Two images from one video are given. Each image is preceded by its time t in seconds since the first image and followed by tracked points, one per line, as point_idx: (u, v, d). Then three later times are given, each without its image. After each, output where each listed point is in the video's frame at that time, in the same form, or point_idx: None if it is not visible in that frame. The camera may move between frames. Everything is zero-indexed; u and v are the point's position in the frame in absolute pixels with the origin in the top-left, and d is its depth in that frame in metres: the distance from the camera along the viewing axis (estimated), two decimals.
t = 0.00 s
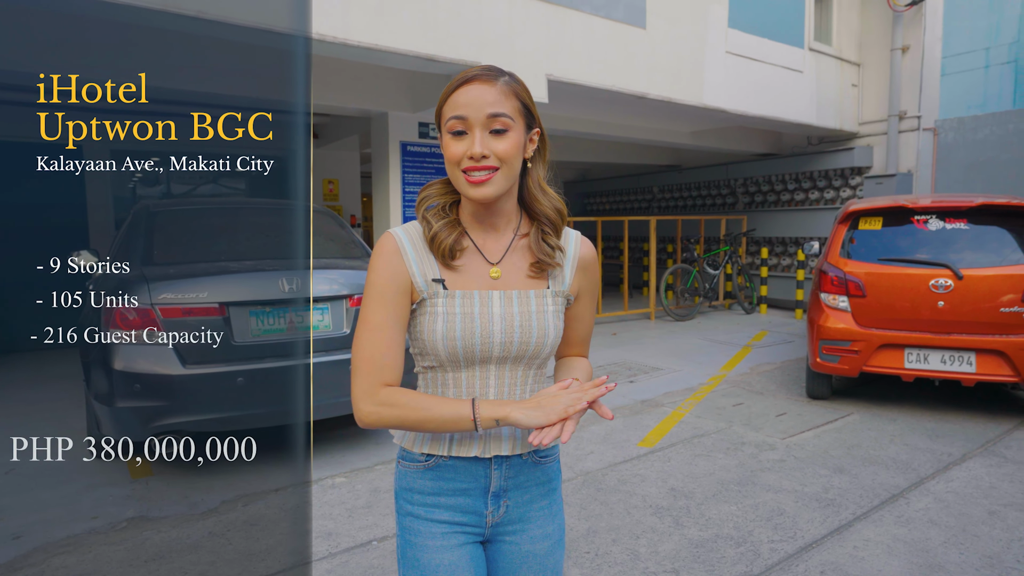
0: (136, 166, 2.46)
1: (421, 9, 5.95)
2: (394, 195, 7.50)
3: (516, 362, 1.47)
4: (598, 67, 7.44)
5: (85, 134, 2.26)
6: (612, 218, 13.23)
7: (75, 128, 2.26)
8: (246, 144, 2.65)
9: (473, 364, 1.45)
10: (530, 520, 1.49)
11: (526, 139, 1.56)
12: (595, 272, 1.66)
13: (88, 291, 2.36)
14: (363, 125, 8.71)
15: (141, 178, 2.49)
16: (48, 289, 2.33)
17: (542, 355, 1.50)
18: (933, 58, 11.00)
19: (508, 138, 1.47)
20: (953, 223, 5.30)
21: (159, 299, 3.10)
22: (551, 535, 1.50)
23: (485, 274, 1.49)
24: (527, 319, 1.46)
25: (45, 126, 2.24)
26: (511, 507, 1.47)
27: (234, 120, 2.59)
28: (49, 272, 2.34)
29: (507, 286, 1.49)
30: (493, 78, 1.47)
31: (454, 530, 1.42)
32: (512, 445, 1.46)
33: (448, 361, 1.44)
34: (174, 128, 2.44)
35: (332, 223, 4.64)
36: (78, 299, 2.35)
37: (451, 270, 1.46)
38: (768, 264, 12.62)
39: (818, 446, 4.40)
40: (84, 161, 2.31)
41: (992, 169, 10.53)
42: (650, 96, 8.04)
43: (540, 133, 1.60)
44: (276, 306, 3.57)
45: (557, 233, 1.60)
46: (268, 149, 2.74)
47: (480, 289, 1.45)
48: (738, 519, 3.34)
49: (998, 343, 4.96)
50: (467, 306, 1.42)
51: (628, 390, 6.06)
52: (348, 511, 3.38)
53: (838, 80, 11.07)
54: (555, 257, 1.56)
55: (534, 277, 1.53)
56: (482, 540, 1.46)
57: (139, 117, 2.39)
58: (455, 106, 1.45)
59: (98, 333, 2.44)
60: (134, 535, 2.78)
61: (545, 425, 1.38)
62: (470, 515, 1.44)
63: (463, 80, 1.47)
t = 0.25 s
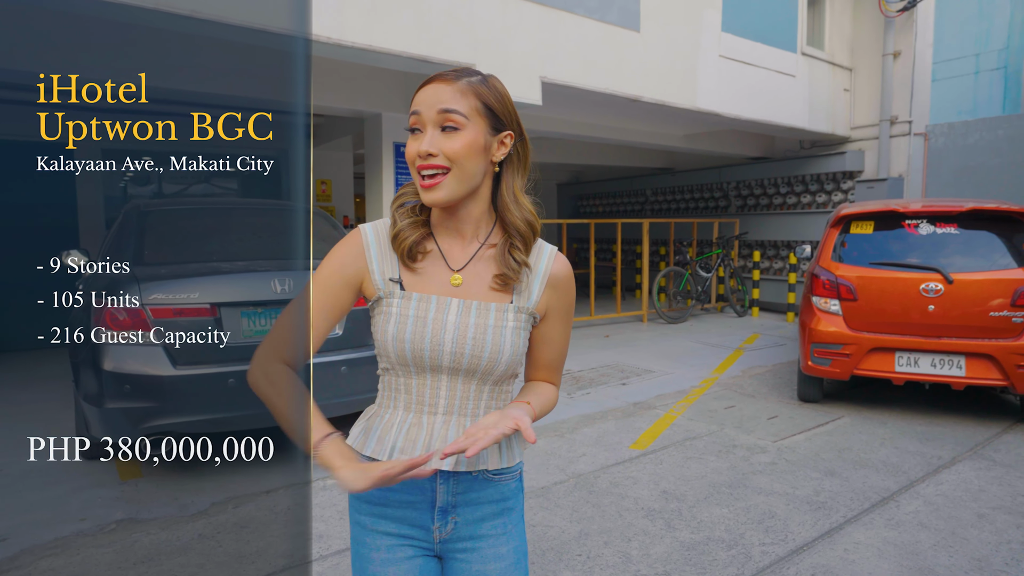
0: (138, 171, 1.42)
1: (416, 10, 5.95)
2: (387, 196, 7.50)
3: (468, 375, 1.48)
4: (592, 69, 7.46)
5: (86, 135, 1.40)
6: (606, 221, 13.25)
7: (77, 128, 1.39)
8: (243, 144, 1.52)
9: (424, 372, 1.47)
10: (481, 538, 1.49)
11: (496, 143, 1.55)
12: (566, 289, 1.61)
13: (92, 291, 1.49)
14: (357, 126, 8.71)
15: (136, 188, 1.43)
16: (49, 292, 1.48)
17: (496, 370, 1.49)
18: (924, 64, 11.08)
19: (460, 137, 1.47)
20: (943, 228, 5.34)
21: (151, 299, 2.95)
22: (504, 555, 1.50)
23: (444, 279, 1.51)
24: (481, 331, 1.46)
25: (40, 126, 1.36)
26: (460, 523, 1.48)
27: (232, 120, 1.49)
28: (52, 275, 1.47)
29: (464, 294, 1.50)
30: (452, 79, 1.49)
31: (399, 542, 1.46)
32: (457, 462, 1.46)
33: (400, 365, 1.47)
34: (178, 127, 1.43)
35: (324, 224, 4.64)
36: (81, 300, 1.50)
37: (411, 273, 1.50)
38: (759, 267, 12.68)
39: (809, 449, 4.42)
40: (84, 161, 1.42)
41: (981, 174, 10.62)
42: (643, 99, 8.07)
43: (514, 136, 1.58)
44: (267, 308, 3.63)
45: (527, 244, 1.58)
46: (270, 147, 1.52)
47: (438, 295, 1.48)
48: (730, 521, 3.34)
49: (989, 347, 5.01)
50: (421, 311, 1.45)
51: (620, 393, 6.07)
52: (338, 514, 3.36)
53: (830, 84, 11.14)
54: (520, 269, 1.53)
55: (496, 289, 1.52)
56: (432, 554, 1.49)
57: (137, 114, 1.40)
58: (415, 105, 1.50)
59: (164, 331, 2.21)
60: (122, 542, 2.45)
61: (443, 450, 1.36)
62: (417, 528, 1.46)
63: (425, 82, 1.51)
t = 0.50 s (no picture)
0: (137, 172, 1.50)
1: (412, 10, 5.94)
2: (383, 195, 7.49)
3: (433, 377, 1.47)
4: (589, 71, 7.46)
5: (87, 135, 1.46)
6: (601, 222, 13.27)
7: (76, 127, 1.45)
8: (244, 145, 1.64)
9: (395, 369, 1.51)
10: (443, 549, 1.47)
11: (468, 139, 1.49)
12: (550, 296, 1.49)
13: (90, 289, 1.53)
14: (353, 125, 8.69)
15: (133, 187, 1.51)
16: (49, 292, 1.49)
17: (457, 376, 1.45)
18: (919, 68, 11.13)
19: (424, 135, 1.47)
20: (937, 231, 5.36)
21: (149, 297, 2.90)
22: (466, 570, 1.47)
23: (422, 279, 1.53)
24: (443, 333, 1.45)
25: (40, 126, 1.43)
26: (422, 530, 1.47)
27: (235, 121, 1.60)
28: (49, 275, 1.47)
29: (436, 294, 1.50)
30: (421, 79, 1.49)
31: (366, 537, 1.51)
32: (414, 466, 1.46)
33: (377, 360, 1.53)
34: (177, 128, 1.54)
35: (320, 223, 4.62)
36: (80, 300, 1.53)
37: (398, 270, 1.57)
38: (754, 269, 12.71)
39: (803, 450, 4.43)
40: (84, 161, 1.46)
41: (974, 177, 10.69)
42: (639, 100, 8.08)
43: (491, 130, 1.50)
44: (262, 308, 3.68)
45: (500, 245, 1.50)
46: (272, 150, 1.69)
47: (414, 293, 1.50)
48: (724, 523, 3.34)
49: (982, 349, 5.04)
50: (394, 306, 1.50)
51: (614, 394, 6.07)
52: (332, 514, 3.35)
53: (825, 87, 11.18)
54: (488, 271, 1.47)
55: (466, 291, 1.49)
56: (400, 556, 1.51)
57: (137, 114, 1.49)
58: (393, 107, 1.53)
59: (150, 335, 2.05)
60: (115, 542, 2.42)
61: (358, 451, 1.36)
62: (383, 526, 1.50)
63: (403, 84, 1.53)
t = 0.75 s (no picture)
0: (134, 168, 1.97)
1: (412, 10, 5.93)
2: (383, 195, 7.47)
3: (415, 379, 1.46)
4: (590, 71, 7.47)
5: (85, 134, 1.91)
6: (600, 223, 13.25)
7: (75, 127, 1.91)
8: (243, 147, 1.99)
9: (384, 367, 1.52)
10: (421, 552, 1.46)
11: (468, 149, 1.46)
12: (534, 303, 1.41)
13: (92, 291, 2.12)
14: (352, 125, 8.68)
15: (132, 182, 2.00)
16: (51, 291, 2.01)
17: (433, 380, 1.43)
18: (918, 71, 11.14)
19: (425, 148, 1.42)
20: (937, 234, 5.36)
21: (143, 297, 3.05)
22: None
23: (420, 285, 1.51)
24: (423, 335, 1.44)
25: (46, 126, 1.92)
26: (402, 530, 1.47)
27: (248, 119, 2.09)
28: (49, 272, 2.03)
29: (430, 298, 1.49)
30: (416, 88, 1.44)
31: (354, 529, 1.54)
32: (393, 466, 1.45)
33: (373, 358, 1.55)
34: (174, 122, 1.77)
35: (319, 222, 4.62)
36: (80, 298, 2.07)
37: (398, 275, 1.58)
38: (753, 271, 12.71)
39: (802, 452, 4.43)
40: (84, 161, 1.97)
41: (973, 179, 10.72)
42: (640, 101, 8.08)
43: (490, 137, 1.48)
44: (261, 306, 3.64)
45: (495, 251, 1.46)
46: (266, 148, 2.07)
47: (406, 295, 1.51)
48: (723, 525, 3.34)
49: (981, 352, 5.04)
50: (387, 306, 1.52)
51: (613, 395, 6.07)
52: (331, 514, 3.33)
53: (825, 89, 11.17)
54: (484, 276, 1.44)
55: (460, 296, 1.46)
56: (385, 553, 1.52)
57: (137, 113, 1.96)
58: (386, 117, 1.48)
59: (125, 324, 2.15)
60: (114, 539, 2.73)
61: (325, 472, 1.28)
62: (368, 522, 1.51)
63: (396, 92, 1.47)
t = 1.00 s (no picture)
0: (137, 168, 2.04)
1: (418, 9, 5.93)
2: (388, 194, 7.47)
3: (420, 393, 1.45)
4: (595, 71, 7.45)
5: (85, 135, 1.89)
6: (605, 223, 13.22)
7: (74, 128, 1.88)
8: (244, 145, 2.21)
9: (387, 381, 1.50)
10: (427, 556, 1.45)
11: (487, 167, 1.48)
12: (546, 321, 1.42)
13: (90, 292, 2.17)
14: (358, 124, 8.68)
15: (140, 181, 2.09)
16: (50, 292, 2.03)
17: (440, 395, 1.42)
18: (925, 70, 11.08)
19: (454, 171, 1.41)
20: (944, 234, 5.33)
21: (147, 295, 3.14)
22: None
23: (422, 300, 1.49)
24: (429, 351, 1.42)
25: (45, 126, 1.91)
26: (407, 535, 1.46)
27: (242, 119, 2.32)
28: (49, 273, 2.04)
29: (436, 314, 1.47)
30: (445, 106, 1.41)
31: (357, 534, 1.52)
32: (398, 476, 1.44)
33: (374, 371, 1.53)
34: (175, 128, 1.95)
35: (324, 221, 4.62)
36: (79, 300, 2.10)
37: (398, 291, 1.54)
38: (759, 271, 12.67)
39: (808, 453, 4.41)
40: (84, 161, 1.97)
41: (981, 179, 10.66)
42: (645, 101, 8.06)
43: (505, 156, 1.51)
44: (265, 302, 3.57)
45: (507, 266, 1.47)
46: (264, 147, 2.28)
47: (408, 309, 1.49)
48: (729, 525, 3.33)
49: (989, 353, 5.01)
50: (388, 322, 1.49)
51: (618, 395, 6.05)
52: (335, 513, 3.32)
53: (831, 89, 11.11)
54: (496, 293, 1.44)
55: (466, 308, 1.45)
56: (390, 557, 1.51)
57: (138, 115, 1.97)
58: (405, 131, 1.43)
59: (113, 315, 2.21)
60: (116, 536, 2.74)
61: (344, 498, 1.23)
62: (371, 527, 1.50)
63: (416, 106, 1.43)
